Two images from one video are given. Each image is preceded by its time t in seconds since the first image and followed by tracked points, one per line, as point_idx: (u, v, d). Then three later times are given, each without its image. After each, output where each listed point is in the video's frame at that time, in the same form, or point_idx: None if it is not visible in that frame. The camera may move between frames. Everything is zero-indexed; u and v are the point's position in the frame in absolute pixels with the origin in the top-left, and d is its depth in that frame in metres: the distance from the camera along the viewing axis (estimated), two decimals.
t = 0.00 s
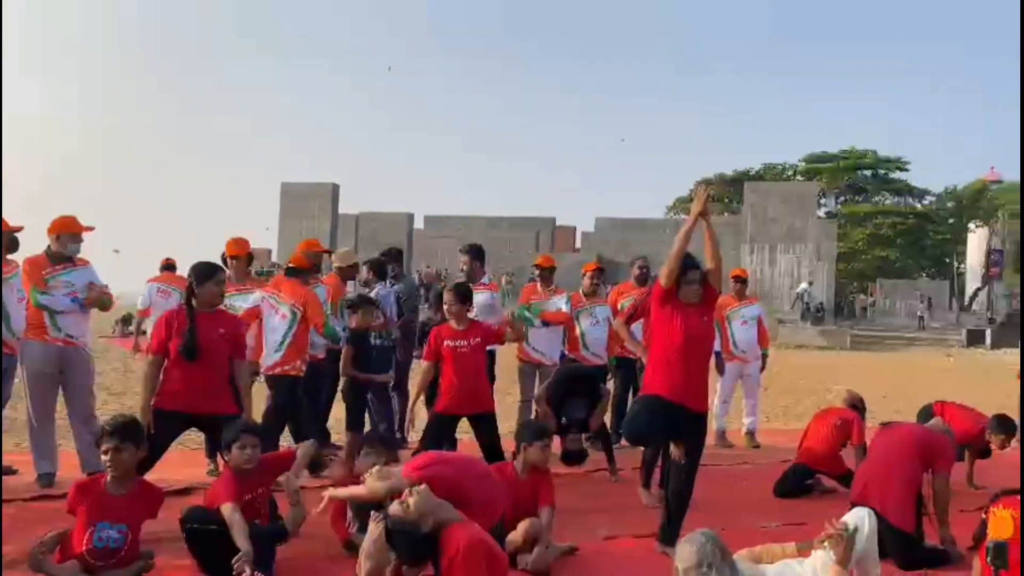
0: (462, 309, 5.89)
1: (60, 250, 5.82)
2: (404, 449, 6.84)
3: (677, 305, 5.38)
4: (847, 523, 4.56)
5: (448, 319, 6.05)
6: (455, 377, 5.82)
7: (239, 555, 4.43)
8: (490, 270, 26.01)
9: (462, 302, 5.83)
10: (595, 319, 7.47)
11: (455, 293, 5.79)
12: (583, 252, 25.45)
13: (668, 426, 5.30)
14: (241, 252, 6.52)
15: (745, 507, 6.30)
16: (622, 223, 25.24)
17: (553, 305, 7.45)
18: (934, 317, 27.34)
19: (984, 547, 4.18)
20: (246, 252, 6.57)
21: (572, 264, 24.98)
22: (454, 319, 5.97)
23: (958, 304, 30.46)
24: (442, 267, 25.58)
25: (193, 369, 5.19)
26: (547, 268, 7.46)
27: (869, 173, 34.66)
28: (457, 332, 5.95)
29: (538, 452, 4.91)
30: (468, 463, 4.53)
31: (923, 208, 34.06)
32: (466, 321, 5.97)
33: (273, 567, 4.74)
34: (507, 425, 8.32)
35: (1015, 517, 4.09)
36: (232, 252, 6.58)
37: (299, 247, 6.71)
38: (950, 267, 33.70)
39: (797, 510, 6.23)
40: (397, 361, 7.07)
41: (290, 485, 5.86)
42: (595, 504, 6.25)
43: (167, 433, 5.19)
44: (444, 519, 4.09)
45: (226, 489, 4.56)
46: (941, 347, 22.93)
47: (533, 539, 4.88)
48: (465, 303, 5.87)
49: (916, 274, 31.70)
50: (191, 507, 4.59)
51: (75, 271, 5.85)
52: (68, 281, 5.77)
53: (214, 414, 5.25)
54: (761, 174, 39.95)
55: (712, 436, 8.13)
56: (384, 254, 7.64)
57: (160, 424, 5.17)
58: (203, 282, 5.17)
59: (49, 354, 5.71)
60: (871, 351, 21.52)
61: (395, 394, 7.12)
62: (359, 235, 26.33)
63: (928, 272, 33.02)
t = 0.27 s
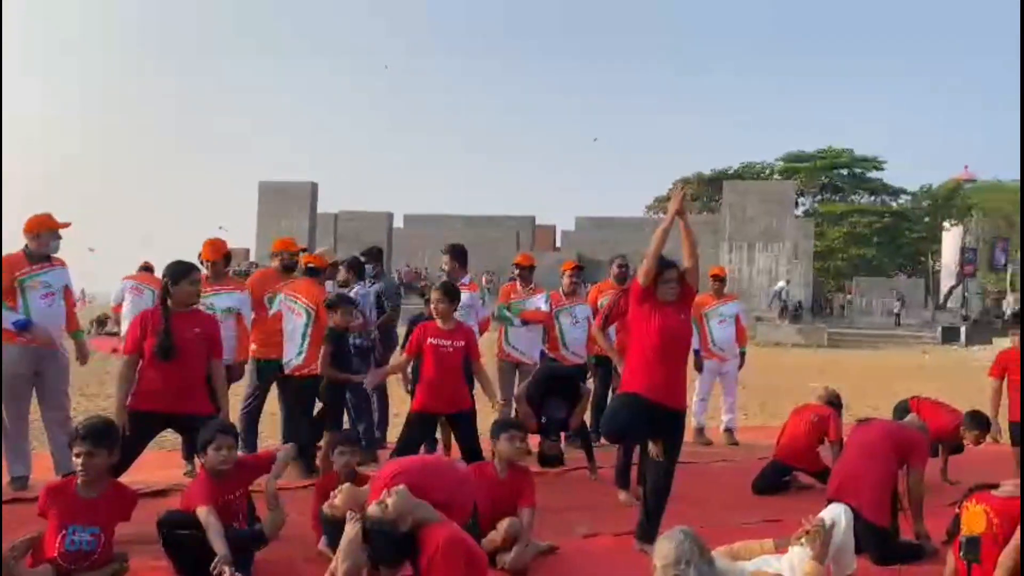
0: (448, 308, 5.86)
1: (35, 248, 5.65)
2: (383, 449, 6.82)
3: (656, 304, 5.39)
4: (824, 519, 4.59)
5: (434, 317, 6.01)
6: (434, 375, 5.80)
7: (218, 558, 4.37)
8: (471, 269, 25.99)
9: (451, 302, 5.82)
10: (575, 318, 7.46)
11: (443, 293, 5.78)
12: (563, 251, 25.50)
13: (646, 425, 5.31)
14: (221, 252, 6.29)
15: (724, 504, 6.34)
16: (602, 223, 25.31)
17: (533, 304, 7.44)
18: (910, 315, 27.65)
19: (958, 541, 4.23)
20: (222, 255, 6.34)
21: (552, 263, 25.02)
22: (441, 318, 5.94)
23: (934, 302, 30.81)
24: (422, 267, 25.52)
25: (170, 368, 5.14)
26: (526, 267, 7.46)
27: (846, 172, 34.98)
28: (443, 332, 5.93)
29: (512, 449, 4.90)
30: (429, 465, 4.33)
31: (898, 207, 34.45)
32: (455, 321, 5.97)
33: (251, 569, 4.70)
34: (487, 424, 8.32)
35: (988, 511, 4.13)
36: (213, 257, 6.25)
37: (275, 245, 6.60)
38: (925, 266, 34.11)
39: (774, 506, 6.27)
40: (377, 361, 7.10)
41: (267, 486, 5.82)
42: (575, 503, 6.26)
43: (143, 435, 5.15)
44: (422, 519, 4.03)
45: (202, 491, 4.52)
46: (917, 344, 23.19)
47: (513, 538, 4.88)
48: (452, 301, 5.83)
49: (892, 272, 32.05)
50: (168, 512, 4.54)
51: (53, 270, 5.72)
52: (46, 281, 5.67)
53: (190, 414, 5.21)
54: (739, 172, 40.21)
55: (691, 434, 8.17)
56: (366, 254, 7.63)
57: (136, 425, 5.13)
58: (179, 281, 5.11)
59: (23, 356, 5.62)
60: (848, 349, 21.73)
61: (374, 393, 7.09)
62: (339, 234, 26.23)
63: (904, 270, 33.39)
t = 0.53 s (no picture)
0: (438, 309, 5.83)
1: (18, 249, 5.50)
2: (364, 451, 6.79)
3: (634, 304, 5.40)
4: (802, 516, 4.60)
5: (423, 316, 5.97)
6: (416, 375, 5.77)
7: (199, 560, 4.32)
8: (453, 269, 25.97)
9: (440, 303, 5.81)
10: (556, 318, 7.44)
11: (432, 292, 5.78)
12: (545, 251, 25.55)
13: (626, 425, 5.32)
14: (196, 252, 6.19)
15: (705, 503, 6.37)
16: (584, 223, 25.39)
17: (514, 304, 7.48)
18: (888, 314, 27.93)
19: (935, 538, 4.27)
20: (199, 256, 6.23)
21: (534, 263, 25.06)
22: (431, 319, 5.91)
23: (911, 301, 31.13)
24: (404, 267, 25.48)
25: (149, 371, 5.10)
26: (507, 267, 7.43)
27: (825, 172, 35.27)
28: (431, 332, 5.90)
29: (494, 449, 4.90)
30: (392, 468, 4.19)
31: (877, 207, 34.78)
32: (444, 323, 5.94)
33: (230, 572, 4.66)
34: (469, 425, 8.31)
35: (965, 508, 4.17)
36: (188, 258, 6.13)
37: (254, 243, 6.51)
38: (903, 265, 34.48)
39: (754, 505, 6.31)
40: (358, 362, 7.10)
41: (247, 488, 5.78)
42: (557, 503, 6.26)
43: (120, 437, 5.10)
44: (403, 520, 3.96)
45: (181, 493, 4.47)
46: (895, 343, 23.42)
47: (494, 537, 4.88)
48: (442, 302, 5.82)
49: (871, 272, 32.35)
50: (147, 516, 4.47)
51: (33, 269, 5.65)
52: (27, 279, 5.60)
53: (168, 416, 5.17)
54: (719, 173, 40.46)
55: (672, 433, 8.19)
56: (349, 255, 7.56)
57: (113, 428, 5.08)
58: (156, 282, 5.06)
59: None
60: (827, 348, 21.91)
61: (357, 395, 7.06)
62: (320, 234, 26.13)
63: (883, 270, 33.71)
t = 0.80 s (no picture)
0: (421, 310, 5.85)
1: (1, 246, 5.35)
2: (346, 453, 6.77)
3: (616, 304, 5.42)
4: (781, 515, 4.62)
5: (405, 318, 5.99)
6: (397, 377, 5.76)
7: (177, 564, 4.28)
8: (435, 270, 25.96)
9: (423, 304, 5.82)
10: (539, 318, 7.51)
11: (415, 294, 5.78)
12: (527, 252, 25.59)
13: (607, 425, 5.33)
14: (171, 252, 6.12)
15: (685, 502, 6.39)
16: (566, 223, 25.45)
17: (497, 304, 7.45)
18: (868, 314, 28.19)
19: (911, 535, 4.32)
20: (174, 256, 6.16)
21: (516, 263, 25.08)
22: (413, 320, 5.94)
23: (891, 301, 31.44)
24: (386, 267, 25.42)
25: (127, 374, 5.05)
26: (488, 267, 7.47)
27: (806, 173, 35.53)
28: (415, 332, 5.93)
29: (474, 450, 4.90)
30: (376, 470, 4.15)
31: (857, 208, 35.08)
32: (425, 324, 5.98)
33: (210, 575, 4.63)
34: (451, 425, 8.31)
35: (941, 505, 4.22)
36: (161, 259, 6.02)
37: (231, 245, 6.47)
38: (882, 266, 34.81)
39: (734, 504, 6.35)
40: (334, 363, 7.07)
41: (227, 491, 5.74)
42: (539, 503, 6.26)
43: (98, 440, 5.05)
44: (383, 521, 3.88)
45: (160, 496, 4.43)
46: (874, 342, 23.65)
47: (474, 538, 4.88)
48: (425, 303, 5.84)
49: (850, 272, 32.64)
50: (125, 520, 4.43)
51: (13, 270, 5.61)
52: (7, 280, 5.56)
53: (146, 418, 5.11)
54: (701, 174, 40.66)
55: (653, 433, 8.23)
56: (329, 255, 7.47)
57: (91, 431, 5.03)
58: (134, 283, 5.02)
59: None
60: (808, 347, 22.09)
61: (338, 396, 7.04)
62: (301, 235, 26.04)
63: (863, 269, 34.02)
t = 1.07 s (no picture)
0: (400, 313, 5.81)
1: None
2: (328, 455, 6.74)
3: (598, 306, 5.43)
4: (762, 516, 4.64)
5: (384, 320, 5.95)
6: (380, 379, 5.75)
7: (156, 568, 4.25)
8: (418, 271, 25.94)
9: (402, 306, 5.77)
10: (522, 320, 7.51)
11: (394, 297, 5.73)
12: (510, 254, 25.62)
13: (590, 427, 5.33)
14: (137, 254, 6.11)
15: (667, 502, 6.42)
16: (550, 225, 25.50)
17: (479, 306, 7.48)
18: (848, 315, 28.43)
19: (890, 535, 4.36)
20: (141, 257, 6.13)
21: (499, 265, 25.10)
22: (392, 322, 5.88)
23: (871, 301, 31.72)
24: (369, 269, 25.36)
25: (106, 377, 5.01)
26: (470, 269, 7.44)
27: (787, 175, 35.79)
28: (394, 334, 5.89)
29: (456, 451, 4.88)
30: (363, 470, 4.06)
31: (838, 210, 35.37)
32: (404, 326, 5.91)
33: None
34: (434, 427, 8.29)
35: (920, 504, 4.25)
36: (127, 258, 5.97)
37: (212, 247, 6.42)
38: (863, 267, 35.13)
39: (716, 504, 6.38)
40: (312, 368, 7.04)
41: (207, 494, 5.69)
42: (521, 504, 6.27)
43: (76, 444, 5.01)
44: (364, 524, 3.77)
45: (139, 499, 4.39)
46: (855, 342, 23.86)
47: (457, 540, 4.86)
48: (403, 305, 5.79)
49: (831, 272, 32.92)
50: (104, 523, 4.39)
51: None
52: None
53: (126, 423, 5.08)
54: (683, 175, 40.86)
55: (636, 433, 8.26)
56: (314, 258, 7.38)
57: (69, 434, 4.99)
58: (113, 285, 4.98)
59: None
60: (789, 348, 22.25)
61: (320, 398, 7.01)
62: (284, 236, 25.95)
63: (843, 270, 34.31)
